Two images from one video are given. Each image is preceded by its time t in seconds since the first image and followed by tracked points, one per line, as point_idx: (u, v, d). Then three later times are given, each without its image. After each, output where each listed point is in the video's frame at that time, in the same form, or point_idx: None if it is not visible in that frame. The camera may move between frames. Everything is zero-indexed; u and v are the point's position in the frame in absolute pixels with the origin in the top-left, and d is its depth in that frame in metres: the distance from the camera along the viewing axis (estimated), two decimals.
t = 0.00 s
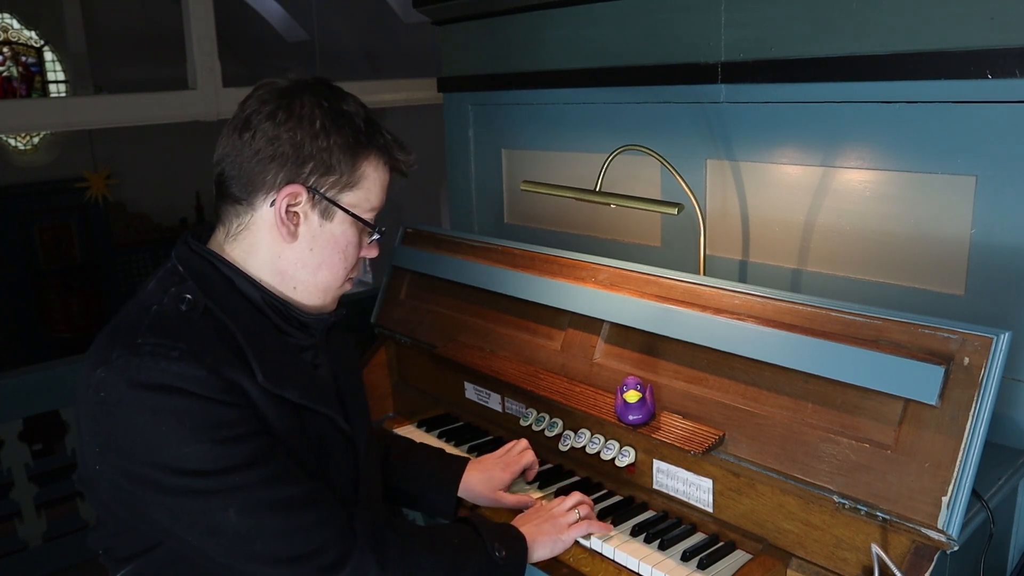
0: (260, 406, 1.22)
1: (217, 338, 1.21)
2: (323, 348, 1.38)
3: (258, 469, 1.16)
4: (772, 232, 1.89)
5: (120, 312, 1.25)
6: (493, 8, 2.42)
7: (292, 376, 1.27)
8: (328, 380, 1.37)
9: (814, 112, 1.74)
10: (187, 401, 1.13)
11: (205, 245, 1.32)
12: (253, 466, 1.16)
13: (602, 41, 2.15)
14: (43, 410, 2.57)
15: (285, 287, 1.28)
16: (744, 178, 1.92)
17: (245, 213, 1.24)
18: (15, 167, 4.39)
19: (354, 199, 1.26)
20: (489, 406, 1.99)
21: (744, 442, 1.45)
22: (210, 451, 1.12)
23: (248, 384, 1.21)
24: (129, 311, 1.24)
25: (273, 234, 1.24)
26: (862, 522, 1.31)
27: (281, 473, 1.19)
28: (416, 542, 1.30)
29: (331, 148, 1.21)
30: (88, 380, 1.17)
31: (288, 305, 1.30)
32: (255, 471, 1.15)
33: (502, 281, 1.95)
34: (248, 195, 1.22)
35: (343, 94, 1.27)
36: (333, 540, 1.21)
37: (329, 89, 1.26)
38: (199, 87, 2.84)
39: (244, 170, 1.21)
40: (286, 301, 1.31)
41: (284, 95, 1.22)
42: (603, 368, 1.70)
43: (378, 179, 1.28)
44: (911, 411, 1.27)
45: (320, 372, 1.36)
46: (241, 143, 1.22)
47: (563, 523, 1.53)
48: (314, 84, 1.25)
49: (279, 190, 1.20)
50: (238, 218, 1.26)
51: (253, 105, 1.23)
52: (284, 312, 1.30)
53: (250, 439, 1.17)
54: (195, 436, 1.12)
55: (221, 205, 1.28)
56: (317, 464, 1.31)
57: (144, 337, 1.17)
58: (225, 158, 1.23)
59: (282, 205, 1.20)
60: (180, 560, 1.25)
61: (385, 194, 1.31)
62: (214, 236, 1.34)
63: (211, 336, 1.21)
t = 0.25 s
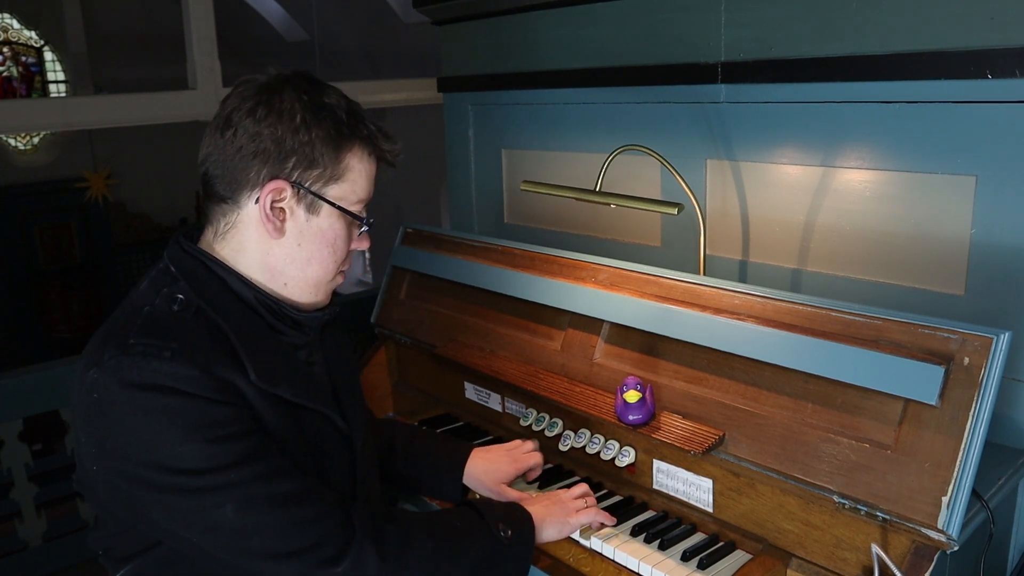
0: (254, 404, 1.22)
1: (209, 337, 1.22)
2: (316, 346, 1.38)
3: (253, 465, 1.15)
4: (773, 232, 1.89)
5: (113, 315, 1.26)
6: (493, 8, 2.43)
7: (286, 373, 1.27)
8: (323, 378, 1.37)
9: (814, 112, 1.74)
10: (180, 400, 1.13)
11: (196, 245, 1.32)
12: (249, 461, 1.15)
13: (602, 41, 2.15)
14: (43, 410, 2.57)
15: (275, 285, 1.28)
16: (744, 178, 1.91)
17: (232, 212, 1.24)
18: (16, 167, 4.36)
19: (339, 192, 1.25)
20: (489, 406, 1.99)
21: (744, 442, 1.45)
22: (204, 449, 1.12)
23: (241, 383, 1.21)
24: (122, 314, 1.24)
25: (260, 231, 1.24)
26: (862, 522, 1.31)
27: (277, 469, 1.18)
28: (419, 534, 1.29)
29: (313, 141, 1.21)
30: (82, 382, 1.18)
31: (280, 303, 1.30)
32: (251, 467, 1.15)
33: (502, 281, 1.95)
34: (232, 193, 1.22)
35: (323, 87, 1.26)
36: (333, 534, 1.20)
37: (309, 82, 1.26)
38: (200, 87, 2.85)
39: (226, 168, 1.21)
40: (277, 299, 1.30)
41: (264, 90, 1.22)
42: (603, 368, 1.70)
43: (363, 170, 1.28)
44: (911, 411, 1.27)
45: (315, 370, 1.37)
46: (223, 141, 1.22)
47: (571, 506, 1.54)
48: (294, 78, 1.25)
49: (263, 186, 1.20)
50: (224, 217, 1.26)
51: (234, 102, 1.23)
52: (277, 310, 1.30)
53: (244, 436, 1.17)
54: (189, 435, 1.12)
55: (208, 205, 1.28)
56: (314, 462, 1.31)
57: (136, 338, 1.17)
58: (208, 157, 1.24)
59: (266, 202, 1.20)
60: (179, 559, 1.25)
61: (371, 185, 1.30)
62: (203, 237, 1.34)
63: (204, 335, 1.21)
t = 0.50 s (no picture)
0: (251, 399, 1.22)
1: (204, 336, 1.22)
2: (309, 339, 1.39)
3: (253, 455, 1.16)
4: (772, 232, 1.89)
5: (105, 319, 1.25)
6: (493, 8, 2.43)
7: (281, 369, 1.27)
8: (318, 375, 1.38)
9: (814, 112, 1.74)
10: (175, 399, 1.13)
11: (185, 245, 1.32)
12: (250, 451, 1.16)
13: (602, 41, 2.16)
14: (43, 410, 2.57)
15: (263, 281, 1.29)
16: (744, 178, 1.91)
17: (215, 211, 1.25)
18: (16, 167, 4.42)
19: (321, 184, 1.25)
20: (489, 406, 1.98)
21: (744, 442, 1.45)
22: (202, 443, 1.12)
23: (236, 378, 1.21)
24: (113, 316, 1.24)
25: (243, 228, 1.25)
26: (862, 522, 1.31)
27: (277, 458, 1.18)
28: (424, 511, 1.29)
29: (290, 134, 1.20)
30: (75, 386, 1.18)
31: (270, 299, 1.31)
32: (253, 455, 1.16)
33: (502, 281, 1.95)
34: (213, 192, 1.23)
35: (299, 79, 1.26)
36: (339, 516, 1.20)
37: (284, 75, 1.25)
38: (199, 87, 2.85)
39: (206, 168, 1.22)
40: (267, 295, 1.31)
41: (238, 87, 1.22)
42: (603, 368, 1.70)
43: (345, 161, 1.27)
44: (911, 411, 1.27)
45: (310, 366, 1.39)
46: (201, 141, 1.22)
47: (583, 491, 1.58)
48: (269, 73, 1.24)
49: (242, 183, 1.21)
50: (208, 217, 1.26)
51: (210, 101, 1.23)
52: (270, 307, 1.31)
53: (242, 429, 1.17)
54: (187, 432, 1.12)
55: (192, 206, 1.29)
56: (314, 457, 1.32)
57: (128, 340, 1.17)
58: (188, 158, 1.24)
59: (247, 198, 1.20)
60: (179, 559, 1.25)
61: (354, 174, 1.30)
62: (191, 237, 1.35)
63: (199, 334, 1.21)
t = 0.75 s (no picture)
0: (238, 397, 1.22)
1: (190, 335, 1.22)
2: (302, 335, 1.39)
3: (238, 453, 1.15)
4: (772, 232, 1.89)
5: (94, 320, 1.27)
6: (494, 8, 2.43)
7: (269, 366, 1.27)
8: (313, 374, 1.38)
9: (813, 112, 1.74)
10: (158, 398, 1.13)
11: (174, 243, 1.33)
12: (236, 447, 1.15)
13: (602, 41, 2.16)
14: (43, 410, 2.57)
15: (250, 277, 1.30)
16: (744, 178, 1.91)
17: (198, 211, 1.26)
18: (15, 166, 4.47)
19: (301, 177, 1.26)
20: (489, 406, 1.98)
21: (744, 442, 1.45)
22: (186, 443, 1.12)
23: (221, 377, 1.21)
24: (101, 317, 1.25)
25: (227, 226, 1.26)
26: (862, 522, 1.31)
27: (264, 459, 1.17)
28: (425, 507, 1.28)
29: (267, 130, 1.21)
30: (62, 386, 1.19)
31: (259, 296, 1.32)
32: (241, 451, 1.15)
33: (502, 281, 1.95)
34: (195, 192, 1.24)
35: (273, 73, 1.26)
36: (324, 519, 1.18)
37: (257, 69, 1.25)
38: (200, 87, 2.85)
39: (186, 168, 1.23)
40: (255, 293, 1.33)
41: (212, 84, 1.22)
42: (603, 368, 1.70)
43: (324, 152, 1.28)
44: (911, 411, 1.28)
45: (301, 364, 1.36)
46: (179, 141, 1.23)
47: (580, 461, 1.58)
48: (242, 68, 1.25)
49: (223, 181, 1.22)
50: (191, 217, 1.28)
51: (184, 100, 1.23)
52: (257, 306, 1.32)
53: (229, 425, 1.17)
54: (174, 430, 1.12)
55: (176, 206, 1.30)
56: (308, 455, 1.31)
57: (112, 341, 1.17)
58: (168, 158, 1.25)
59: (228, 197, 1.21)
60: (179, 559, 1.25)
61: (335, 165, 1.30)
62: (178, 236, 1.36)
63: (184, 333, 1.21)
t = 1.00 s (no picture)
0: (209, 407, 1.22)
1: (165, 338, 1.22)
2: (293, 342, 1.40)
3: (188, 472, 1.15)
4: (772, 232, 1.89)
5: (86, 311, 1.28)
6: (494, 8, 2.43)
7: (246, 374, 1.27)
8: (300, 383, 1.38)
9: (813, 112, 1.74)
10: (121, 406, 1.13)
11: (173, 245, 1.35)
12: (179, 469, 1.14)
13: (602, 41, 2.16)
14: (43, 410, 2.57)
15: (249, 277, 1.31)
16: (743, 178, 1.91)
17: (196, 211, 1.27)
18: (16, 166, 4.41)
19: (298, 175, 1.26)
20: (489, 406, 1.97)
21: (744, 442, 1.45)
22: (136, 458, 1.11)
23: (191, 389, 1.20)
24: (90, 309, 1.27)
25: (225, 225, 1.27)
26: (862, 522, 1.31)
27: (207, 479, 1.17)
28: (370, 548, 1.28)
29: (262, 128, 1.22)
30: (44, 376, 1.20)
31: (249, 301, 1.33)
32: (185, 474, 1.14)
33: (502, 281, 1.95)
34: (192, 192, 1.25)
35: (268, 70, 1.26)
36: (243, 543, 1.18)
37: (252, 67, 1.26)
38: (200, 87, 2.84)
39: (183, 168, 1.24)
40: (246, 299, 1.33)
41: (207, 83, 1.23)
42: (603, 368, 1.70)
43: (321, 150, 1.28)
44: (911, 411, 1.28)
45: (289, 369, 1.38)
46: (176, 140, 1.24)
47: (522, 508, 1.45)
48: (238, 66, 1.25)
49: (219, 180, 1.22)
50: (191, 217, 1.28)
51: (181, 99, 1.24)
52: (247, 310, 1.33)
53: (179, 445, 1.15)
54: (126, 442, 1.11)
55: (175, 207, 1.31)
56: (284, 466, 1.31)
57: (88, 337, 1.18)
58: (165, 158, 1.26)
59: (224, 195, 1.22)
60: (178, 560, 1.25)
61: (333, 162, 1.31)
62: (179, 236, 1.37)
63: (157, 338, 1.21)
